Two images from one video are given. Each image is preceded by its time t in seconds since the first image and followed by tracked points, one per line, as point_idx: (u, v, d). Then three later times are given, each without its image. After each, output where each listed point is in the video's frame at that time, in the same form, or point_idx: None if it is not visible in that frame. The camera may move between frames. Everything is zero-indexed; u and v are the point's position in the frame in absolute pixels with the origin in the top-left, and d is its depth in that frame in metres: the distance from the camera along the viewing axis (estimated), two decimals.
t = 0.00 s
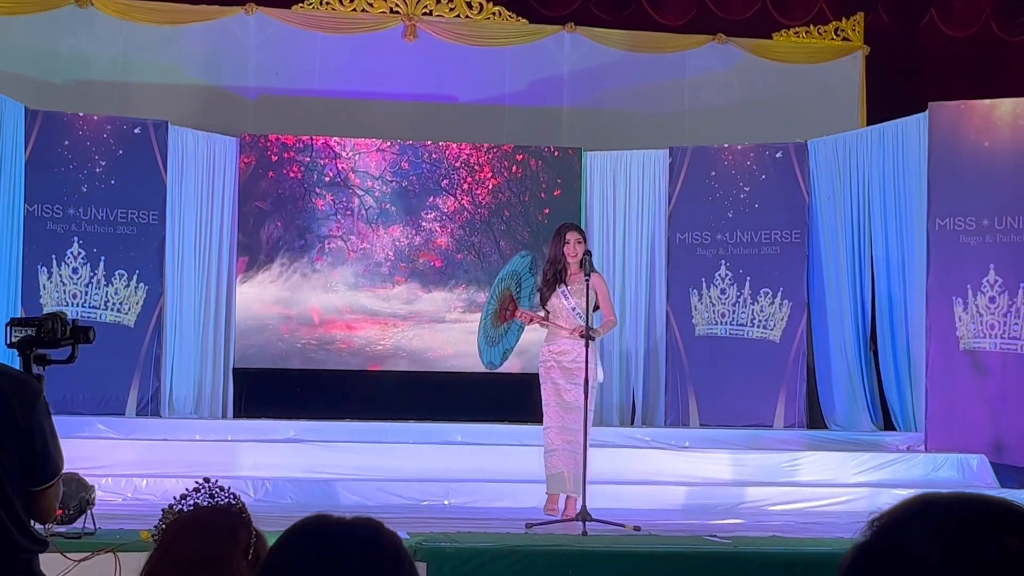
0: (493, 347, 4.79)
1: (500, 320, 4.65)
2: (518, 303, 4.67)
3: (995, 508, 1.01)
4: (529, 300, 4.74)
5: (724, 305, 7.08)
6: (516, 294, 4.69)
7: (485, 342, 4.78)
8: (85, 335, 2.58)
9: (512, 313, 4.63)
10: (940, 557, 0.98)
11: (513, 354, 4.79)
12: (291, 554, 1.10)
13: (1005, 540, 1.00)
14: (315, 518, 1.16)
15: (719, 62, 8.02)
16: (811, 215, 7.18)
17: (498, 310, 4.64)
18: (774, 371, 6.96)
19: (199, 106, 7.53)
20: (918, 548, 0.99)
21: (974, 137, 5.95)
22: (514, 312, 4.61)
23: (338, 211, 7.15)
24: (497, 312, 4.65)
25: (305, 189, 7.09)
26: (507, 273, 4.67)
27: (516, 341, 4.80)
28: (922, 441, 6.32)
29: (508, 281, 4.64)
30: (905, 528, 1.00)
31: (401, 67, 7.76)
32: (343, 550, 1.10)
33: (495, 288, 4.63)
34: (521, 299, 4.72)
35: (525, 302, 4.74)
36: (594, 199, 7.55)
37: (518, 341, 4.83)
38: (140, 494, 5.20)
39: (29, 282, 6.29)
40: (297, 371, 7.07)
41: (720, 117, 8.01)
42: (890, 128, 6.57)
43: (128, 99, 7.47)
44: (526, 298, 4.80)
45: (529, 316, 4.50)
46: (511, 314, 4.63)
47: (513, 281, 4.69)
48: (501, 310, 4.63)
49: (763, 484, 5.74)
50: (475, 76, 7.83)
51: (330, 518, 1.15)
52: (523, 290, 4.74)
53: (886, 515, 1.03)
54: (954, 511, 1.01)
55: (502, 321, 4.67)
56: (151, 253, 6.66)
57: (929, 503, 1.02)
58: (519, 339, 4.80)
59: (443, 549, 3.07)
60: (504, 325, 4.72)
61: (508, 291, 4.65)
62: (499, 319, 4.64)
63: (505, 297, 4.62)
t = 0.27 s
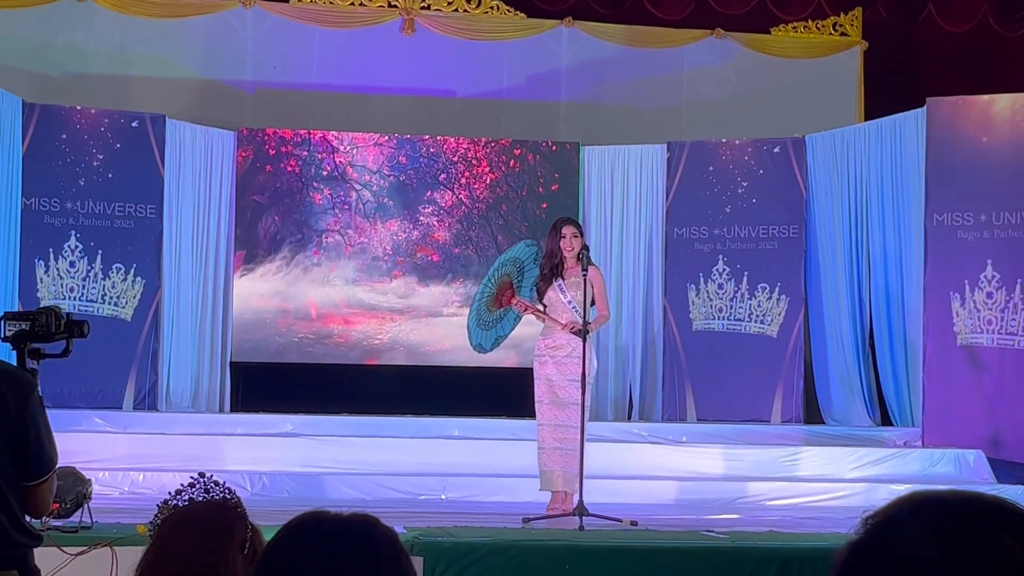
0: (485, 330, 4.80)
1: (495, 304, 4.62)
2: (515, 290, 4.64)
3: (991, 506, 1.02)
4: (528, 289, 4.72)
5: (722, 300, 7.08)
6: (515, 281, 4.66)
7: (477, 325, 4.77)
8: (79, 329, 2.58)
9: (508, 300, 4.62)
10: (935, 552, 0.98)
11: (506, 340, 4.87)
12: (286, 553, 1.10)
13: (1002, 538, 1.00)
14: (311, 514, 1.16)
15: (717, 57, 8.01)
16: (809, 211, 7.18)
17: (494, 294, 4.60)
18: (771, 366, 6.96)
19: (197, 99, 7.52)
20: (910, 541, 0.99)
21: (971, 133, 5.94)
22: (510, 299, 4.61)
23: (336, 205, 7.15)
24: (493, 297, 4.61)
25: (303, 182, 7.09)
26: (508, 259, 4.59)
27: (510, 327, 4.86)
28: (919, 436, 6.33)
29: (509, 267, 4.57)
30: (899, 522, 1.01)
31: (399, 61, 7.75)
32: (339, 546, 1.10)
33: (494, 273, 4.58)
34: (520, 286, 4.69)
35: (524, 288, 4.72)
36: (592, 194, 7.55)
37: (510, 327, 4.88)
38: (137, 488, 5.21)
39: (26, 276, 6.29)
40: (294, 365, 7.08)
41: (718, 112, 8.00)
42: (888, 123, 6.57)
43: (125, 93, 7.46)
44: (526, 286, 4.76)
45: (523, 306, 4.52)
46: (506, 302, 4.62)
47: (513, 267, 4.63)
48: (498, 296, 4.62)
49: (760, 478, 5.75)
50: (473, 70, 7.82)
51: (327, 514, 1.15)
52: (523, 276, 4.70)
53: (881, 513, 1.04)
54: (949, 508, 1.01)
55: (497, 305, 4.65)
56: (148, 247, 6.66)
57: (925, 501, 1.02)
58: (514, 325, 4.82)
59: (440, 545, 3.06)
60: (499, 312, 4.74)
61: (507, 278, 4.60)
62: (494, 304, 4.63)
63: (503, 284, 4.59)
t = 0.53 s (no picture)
0: (477, 323, 4.82)
1: (488, 299, 4.60)
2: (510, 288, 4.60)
3: (988, 501, 0.98)
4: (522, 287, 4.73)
5: (719, 299, 7.08)
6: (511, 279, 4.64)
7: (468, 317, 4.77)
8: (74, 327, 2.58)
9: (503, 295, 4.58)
10: (928, 550, 0.94)
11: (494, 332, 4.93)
12: (282, 550, 1.10)
13: (998, 532, 0.96)
14: (309, 510, 1.15)
15: (715, 56, 8.03)
16: (806, 210, 7.19)
17: (488, 289, 4.58)
18: (768, 365, 6.97)
19: (194, 98, 7.52)
20: (902, 540, 0.95)
21: (968, 132, 5.95)
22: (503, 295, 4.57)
23: (334, 204, 7.15)
24: (487, 292, 4.58)
25: (300, 181, 7.09)
26: (506, 256, 4.55)
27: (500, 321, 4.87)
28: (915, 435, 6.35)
29: (506, 263, 4.53)
30: (891, 521, 0.97)
31: (396, 60, 7.75)
32: (337, 544, 1.09)
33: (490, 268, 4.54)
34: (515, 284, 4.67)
35: (518, 287, 4.71)
36: (590, 193, 7.55)
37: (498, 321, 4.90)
38: (134, 486, 5.21)
39: (24, 274, 6.29)
40: (292, 364, 7.08)
41: (715, 111, 8.02)
42: (885, 122, 6.58)
43: (123, 91, 7.46)
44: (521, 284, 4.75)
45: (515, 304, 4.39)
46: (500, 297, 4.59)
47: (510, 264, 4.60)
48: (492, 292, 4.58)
49: (757, 477, 5.75)
50: (471, 69, 7.83)
51: (325, 510, 1.15)
52: (518, 275, 4.66)
53: (873, 509, 1.01)
54: (944, 503, 0.97)
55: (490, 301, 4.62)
56: (146, 245, 6.65)
57: (918, 498, 0.98)
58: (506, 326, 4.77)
59: (436, 544, 3.08)
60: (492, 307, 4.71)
61: (503, 275, 4.56)
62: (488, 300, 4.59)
63: (499, 280, 4.55)
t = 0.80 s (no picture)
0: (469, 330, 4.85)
1: (480, 305, 4.61)
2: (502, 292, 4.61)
3: (977, 502, 0.99)
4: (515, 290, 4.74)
5: (716, 300, 7.09)
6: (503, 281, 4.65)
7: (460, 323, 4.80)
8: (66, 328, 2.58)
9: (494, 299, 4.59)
10: (923, 551, 0.95)
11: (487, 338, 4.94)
12: (278, 551, 1.09)
13: (988, 533, 0.97)
14: (304, 511, 1.15)
15: (711, 57, 8.04)
16: (803, 211, 7.20)
17: (480, 295, 4.59)
18: (764, 366, 6.98)
19: (191, 98, 7.52)
20: (897, 541, 0.96)
21: (965, 133, 5.95)
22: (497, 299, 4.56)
23: (331, 204, 7.15)
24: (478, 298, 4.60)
25: (297, 182, 7.09)
26: (497, 261, 4.56)
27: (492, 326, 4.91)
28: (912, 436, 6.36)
29: (497, 268, 4.53)
30: (885, 521, 0.98)
31: (393, 61, 7.76)
32: (333, 544, 1.09)
33: (478, 275, 4.56)
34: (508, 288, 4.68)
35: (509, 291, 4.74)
36: (586, 194, 7.56)
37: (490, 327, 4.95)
38: (131, 487, 5.21)
39: (21, 275, 6.29)
40: (289, 364, 7.08)
41: (712, 112, 8.03)
42: (882, 123, 6.58)
43: (120, 92, 7.45)
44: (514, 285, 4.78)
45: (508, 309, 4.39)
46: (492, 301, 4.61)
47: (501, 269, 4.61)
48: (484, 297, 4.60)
49: (754, 478, 5.76)
50: (468, 70, 7.83)
51: (323, 511, 1.14)
52: (510, 279, 4.68)
53: (866, 510, 1.02)
54: (935, 505, 0.98)
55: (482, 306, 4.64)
56: (142, 246, 6.65)
57: (912, 499, 0.99)
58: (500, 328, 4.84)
59: (432, 544, 3.08)
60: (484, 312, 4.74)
61: (494, 279, 4.58)
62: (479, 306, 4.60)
63: (490, 285, 4.57)
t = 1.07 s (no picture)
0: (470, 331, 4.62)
1: (479, 305, 4.49)
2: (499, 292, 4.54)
3: (975, 505, 0.97)
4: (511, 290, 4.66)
5: (713, 303, 7.09)
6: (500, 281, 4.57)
7: (460, 325, 4.59)
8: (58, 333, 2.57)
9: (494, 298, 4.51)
10: (915, 554, 0.94)
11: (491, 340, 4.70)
12: (274, 554, 1.09)
13: (983, 537, 0.95)
14: (301, 514, 1.16)
15: (708, 61, 8.06)
16: (800, 214, 7.21)
17: (478, 295, 4.48)
18: (761, 369, 6.98)
19: (188, 101, 7.52)
20: (889, 543, 0.95)
21: (962, 136, 5.96)
22: (494, 300, 4.49)
23: (328, 208, 7.15)
24: (477, 298, 4.48)
25: (294, 185, 7.09)
26: (494, 260, 4.49)
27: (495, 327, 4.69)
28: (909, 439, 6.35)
29: (494, 267, 4.48)
30: (877, 524, 0.97)
31: (391, 65, 7.76)
32: (329, 548, 1.09)
33: (477, 275, 4.47)
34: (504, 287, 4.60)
35: (506, 292, 4.63)
36: (583, 197, 7.58)
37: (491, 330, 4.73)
38: (128, 490, 5.20)
39: (17, 278, 6.29)
40: (286, 368, 7.08)
41: (709, 115, 8.05)
42: (878, 126, 6.60)
43: (117, 95, 7.45)
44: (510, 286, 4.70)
45: (507, 308, 4.41)
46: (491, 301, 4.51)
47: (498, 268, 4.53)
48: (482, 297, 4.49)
49: (751, 481, 5.76)
50: (465, 73, 7.84)
51: (320, 515, 1.14)
52: (507, 278, 4.59)
53: (861, 512, 0.99)
54: (930, 508, 0.96)
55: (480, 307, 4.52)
56: (139, 250, 6.65)
57: (906, 502, 0.97)
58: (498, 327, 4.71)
59: (428, 548, 3.11)
60: (483, 313, 4.58)
61: (492, 279, 4.49)
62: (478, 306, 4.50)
63: (488, 285, 4.48)
